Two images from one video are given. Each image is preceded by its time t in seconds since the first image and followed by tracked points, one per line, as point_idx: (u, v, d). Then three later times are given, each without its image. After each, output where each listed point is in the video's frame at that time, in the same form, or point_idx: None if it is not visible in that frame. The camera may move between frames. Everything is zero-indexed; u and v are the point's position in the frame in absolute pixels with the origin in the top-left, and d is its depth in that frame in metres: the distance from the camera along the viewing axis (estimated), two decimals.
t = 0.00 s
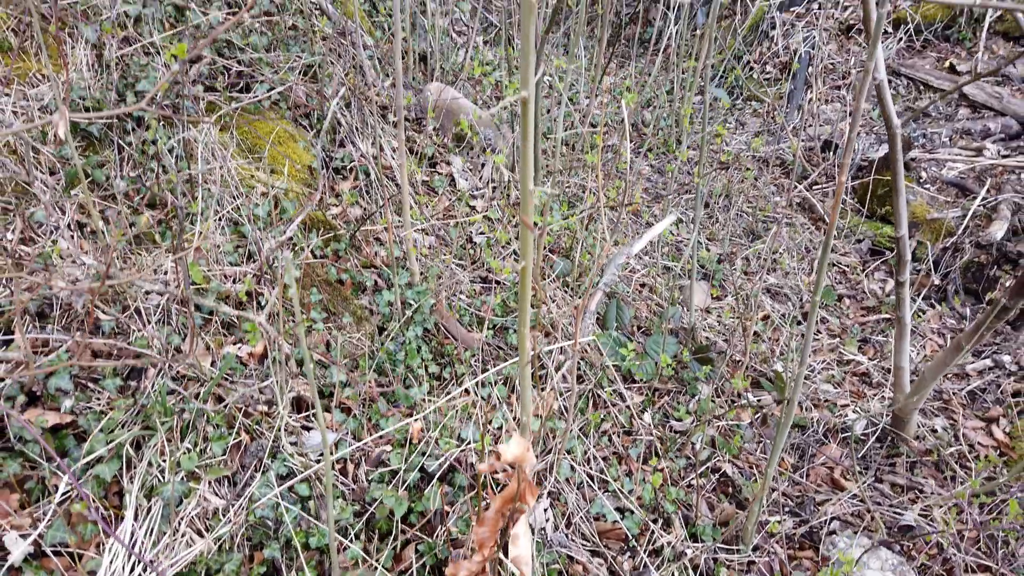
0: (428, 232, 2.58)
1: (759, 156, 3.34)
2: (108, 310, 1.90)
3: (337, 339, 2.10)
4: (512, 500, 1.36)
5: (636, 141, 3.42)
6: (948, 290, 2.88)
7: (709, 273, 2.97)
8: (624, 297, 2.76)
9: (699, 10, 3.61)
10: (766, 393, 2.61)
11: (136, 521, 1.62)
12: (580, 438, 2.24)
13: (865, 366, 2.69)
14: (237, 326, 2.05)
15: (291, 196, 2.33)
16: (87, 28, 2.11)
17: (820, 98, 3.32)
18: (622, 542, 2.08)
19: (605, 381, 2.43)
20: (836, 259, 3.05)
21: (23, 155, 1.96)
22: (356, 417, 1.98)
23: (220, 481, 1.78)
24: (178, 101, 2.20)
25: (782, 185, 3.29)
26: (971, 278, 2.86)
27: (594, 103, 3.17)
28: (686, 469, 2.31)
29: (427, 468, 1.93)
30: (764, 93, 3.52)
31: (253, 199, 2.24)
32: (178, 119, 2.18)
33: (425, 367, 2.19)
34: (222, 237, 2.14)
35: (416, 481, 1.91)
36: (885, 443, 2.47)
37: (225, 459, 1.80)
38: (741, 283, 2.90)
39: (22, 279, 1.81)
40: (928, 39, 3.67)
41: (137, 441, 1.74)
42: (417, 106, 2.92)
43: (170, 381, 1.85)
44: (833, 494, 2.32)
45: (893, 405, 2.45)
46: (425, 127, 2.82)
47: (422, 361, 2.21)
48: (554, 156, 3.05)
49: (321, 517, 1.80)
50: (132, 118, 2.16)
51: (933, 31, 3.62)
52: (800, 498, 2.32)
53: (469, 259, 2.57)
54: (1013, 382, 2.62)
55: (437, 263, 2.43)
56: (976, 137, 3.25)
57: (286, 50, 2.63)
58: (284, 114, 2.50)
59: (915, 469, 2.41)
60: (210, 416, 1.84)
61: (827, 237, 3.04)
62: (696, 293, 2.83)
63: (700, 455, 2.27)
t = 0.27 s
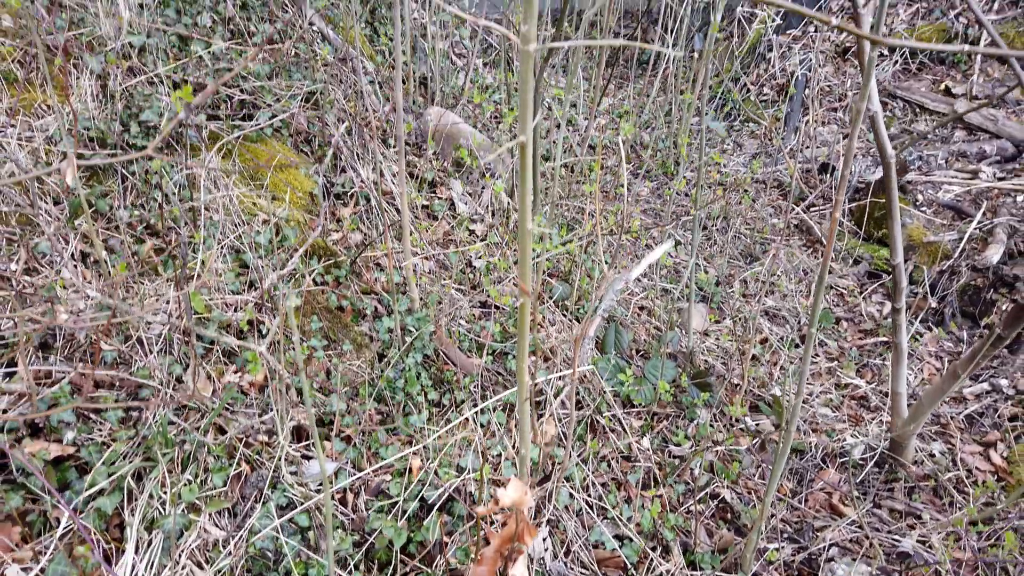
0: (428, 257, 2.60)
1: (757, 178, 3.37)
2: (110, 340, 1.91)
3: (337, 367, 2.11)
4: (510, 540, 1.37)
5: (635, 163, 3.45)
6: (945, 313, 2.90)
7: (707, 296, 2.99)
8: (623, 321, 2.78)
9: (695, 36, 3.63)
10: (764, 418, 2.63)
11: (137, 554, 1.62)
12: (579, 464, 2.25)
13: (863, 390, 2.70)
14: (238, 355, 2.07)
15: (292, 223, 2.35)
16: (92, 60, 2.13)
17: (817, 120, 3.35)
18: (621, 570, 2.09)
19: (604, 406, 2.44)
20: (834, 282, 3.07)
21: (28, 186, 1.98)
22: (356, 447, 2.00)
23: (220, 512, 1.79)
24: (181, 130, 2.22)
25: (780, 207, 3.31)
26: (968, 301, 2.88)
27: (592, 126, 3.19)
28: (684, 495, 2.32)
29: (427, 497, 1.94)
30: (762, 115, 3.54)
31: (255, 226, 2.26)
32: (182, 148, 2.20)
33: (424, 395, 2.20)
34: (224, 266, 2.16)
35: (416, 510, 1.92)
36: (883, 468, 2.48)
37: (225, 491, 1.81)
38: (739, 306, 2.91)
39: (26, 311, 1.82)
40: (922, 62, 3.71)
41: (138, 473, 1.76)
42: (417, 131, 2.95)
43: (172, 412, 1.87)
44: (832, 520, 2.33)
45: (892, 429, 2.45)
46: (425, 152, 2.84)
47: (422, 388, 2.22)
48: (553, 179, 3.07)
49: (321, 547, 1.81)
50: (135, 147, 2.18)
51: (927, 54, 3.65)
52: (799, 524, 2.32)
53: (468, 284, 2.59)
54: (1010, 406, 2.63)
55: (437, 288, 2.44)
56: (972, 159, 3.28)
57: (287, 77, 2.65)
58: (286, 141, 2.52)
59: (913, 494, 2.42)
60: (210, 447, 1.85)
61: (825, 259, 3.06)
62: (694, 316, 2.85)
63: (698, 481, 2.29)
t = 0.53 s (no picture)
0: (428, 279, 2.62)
1: (755, 197, 3.39)
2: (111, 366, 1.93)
3: (337, 392, 2.12)
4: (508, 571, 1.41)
5: (633, 182, 3.47)
6: (943, 333, 2.92)
7: (706, 315, 3.00)
8: (622, 342, 2.79)
9: (693, 57, 3.65)
10: (763, 439, 2.64)
11: None
12: (577, 488, 2.25)
13: (861, 411, 2.71)
14: (239, 379, 2.08)
15: (293, 247, 2.36)
16: (96, 87, 2.16)
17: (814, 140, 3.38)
18: None
19: (603, 428, 2.45)
20: (831, 302, 3.09)
21: (32, 213, 2.00)
22: (355, 472, 2.00)
23: (220, 539, 1.80)
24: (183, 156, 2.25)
25: (778, 226, 3.33)
26: (966, 321, 2.89)
27: (591, 146, 3.22)
28: (683, 518, 2.33)
29: (425, 523, 1.95)
30: (759, 135, 3.57)
31: (256, 250, 2.28)
32: (184, 173, 2.22)
33: (424, 418, 2.21)
34: (225, 290, 2.17)
35: (415, 536, 1.93)
36: (881, 490, 2.48)
37: (225, 517, 1.82)
38: (738, 326, 2.92)
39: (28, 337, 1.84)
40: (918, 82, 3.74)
41: (138, 500, 1.77)
42: (417, 153, 2.98)
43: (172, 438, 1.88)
44: (831, 543, 2.33)
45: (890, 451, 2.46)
46: (425, 173, 2.86)
47: (421, 411, 2.23)
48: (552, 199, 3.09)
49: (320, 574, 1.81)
50: (138, 173, 2.20)
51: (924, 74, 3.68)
52: (798, 547, 2.33)
53: (468, 306, 2.60)
54: (1008, 427, 2.64)
55: (437, 311, 2.46)
56: (968, 179, 3.30)
57: (289, 100, 2.68)
58: (287, 164, 2.55)
59: (911, 516, 2.42)
60: (211, 473, 1.86)
61: (822, 280, 3.08)
62: (693, 337, 2.86)
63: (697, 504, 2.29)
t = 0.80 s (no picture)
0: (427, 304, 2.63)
1: (752, 221, 3.41)
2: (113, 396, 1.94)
3: (336, 420, 2.13)
4: None
5: (632, 205, 3.50)
6: (940, 358, 2.93)
7: (704, 339, 3.02)
8: (620, 367, 2.80)
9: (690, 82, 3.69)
10: (762, 465, 2.64)
11: None
12: (576, 516, 2.26)
13: (860, 437, 2.72)
14: (239, 409, 2.09)
15: (294, 275, 2.38)
16: (101, 118, 2.19)
17: (811, 164, 3.41)
18: None
19: (601, 455, 2.46)
20: (829, 326, 3.10)
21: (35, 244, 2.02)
22: (354, 501, 2.01)
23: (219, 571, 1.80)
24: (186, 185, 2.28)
25: (775, 249, 3.36)
26: (963, 346, 2.91)
27: (590, 169, 3.24)
28: (682, 545, 2.33)
29: (424, 553, 1.95)
30: (757, 158, 3.60)
31: (257, 278, 2.30)
32: (186, 202, 2.25)
33: (423, 446, 2.22)
34: (226, 319, 2.19)
35: (413, 567, 1.93)
36: (880, 517, 2.49)
37: (224, 549, 1.82)
38: (736, 350, 2.94)
39: (31, 369, 1.85)
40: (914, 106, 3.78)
41: (138, 532, 1.78)
42: (418, 178, 3.00)
43: (173, 469, 1.90)
44: (830, 571, 2.33)
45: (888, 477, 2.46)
46: (425, 199, 2.88)
47: (420, 439, 2.24)
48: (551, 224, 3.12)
49: None
50: (141, 203, 2.22)
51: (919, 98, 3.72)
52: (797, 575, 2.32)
53: (467, 331, 2.61)
54: (1006, 453, 2.65)
55: (436, 337, 2.47)
56: (964, 203, 3.32)
57: (291, 128, 2.70)
58: (289, 192, 2.57)
59: (910, 543, 2.42)
60: (211, 505, 1.87)
61: (820, 304, 3.10)
62: (691, 361, 2.88)
63: (695, 532, 2.29)
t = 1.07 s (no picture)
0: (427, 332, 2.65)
1: (750, 246, 3.44)
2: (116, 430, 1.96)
3: (337, 453, 2.15)
4: None
5: (630, 229, 3.52)
6: (937, 385, 2.96)
7: (703, 365, 3.04)
8: (619, 395, 2.82)
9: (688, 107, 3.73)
10: (761, 493, 2.66)
11: None
12: (575, 547, 2.27)
13: (858, 464, 2.73)
14: (241, 441, 2.11)
15: (296, 305, 2.41)
16: (107, 153, 2.22)
17: (808, 189, 3.44)
18: None
19: (600, 485, 2.48)
20: (826, 352, 3.12)
21: (41, 278, 2.04)
22: (355, 535, 2.02)
23: None
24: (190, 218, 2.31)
25: (773, 274, 3.38)
26: (960, 373, 2.93)
27: (589, 195, 3.27)
28: None
29: None
30: (755, 183, 3.63)
31: (259, 310, 2.32)
32: (190, 235, 2.28)
33: (423, 478, 2.24)
34: (229, 351, 2.21)
35: None
36: (879, 546, 2.49)
37: None
38: (735, 376, 2.95)
39: (36, 404, 1.87)
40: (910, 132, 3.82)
41: (140, 568, 1.80)
42: (418, 205, 3.01)
43: (176, 504, 1.92)
44: None
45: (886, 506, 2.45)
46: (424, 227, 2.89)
47: (420, 470, 2.26)
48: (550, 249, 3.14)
49: None
50: (146, 236, 2.25)
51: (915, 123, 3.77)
52: None
53: (467, 360, 2.63)
54: (1003, 481, 2.67)
55: (436, 366, 2.49)
56: (960, 228, 3.35)
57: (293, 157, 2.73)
58: (291, 222, 2.59)
59: (908, 573, 2.41)
60: (213, 540, 1.89)
61: (818, 330, 3.12)
62: (690, 388, 2.90)
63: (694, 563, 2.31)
